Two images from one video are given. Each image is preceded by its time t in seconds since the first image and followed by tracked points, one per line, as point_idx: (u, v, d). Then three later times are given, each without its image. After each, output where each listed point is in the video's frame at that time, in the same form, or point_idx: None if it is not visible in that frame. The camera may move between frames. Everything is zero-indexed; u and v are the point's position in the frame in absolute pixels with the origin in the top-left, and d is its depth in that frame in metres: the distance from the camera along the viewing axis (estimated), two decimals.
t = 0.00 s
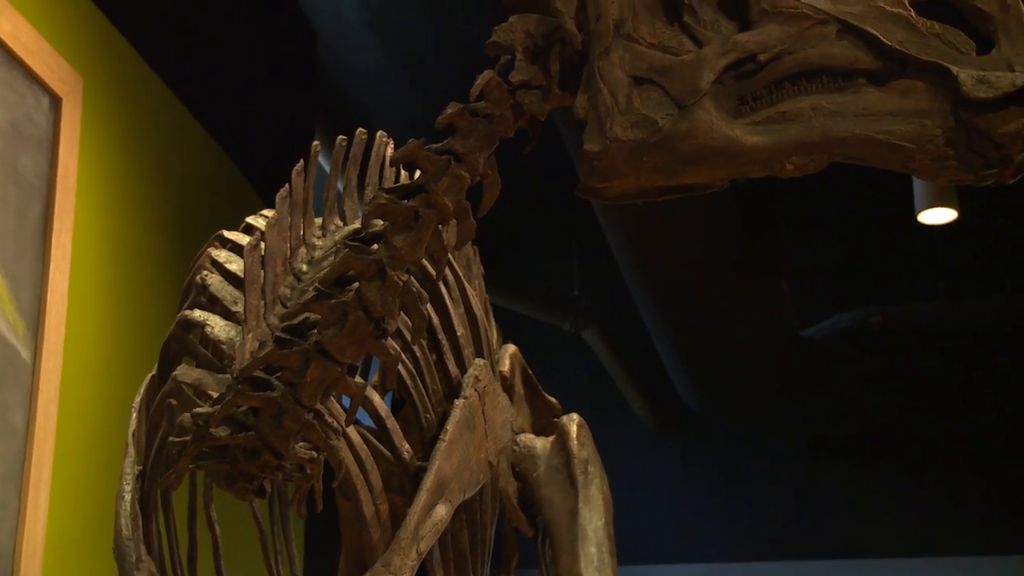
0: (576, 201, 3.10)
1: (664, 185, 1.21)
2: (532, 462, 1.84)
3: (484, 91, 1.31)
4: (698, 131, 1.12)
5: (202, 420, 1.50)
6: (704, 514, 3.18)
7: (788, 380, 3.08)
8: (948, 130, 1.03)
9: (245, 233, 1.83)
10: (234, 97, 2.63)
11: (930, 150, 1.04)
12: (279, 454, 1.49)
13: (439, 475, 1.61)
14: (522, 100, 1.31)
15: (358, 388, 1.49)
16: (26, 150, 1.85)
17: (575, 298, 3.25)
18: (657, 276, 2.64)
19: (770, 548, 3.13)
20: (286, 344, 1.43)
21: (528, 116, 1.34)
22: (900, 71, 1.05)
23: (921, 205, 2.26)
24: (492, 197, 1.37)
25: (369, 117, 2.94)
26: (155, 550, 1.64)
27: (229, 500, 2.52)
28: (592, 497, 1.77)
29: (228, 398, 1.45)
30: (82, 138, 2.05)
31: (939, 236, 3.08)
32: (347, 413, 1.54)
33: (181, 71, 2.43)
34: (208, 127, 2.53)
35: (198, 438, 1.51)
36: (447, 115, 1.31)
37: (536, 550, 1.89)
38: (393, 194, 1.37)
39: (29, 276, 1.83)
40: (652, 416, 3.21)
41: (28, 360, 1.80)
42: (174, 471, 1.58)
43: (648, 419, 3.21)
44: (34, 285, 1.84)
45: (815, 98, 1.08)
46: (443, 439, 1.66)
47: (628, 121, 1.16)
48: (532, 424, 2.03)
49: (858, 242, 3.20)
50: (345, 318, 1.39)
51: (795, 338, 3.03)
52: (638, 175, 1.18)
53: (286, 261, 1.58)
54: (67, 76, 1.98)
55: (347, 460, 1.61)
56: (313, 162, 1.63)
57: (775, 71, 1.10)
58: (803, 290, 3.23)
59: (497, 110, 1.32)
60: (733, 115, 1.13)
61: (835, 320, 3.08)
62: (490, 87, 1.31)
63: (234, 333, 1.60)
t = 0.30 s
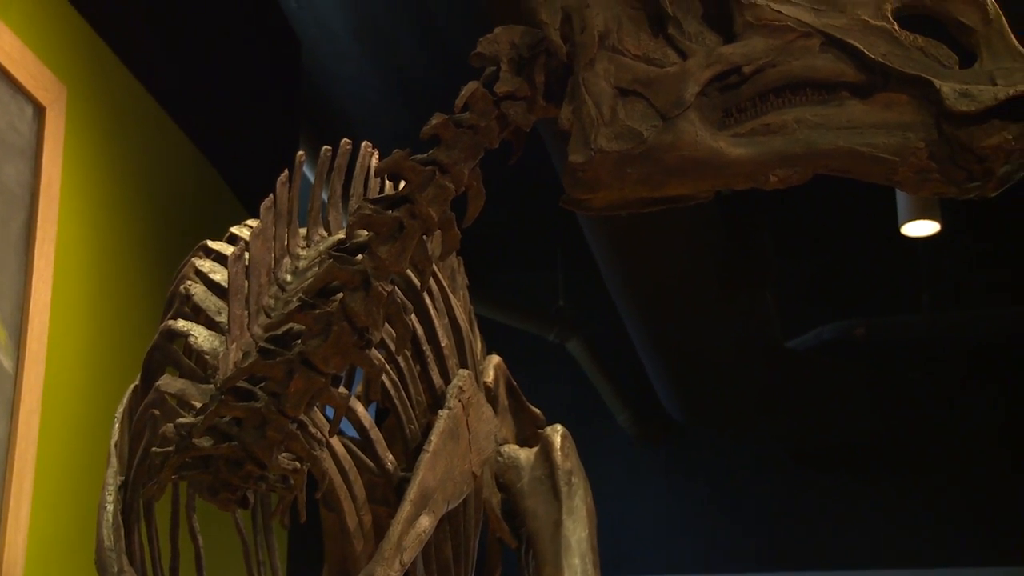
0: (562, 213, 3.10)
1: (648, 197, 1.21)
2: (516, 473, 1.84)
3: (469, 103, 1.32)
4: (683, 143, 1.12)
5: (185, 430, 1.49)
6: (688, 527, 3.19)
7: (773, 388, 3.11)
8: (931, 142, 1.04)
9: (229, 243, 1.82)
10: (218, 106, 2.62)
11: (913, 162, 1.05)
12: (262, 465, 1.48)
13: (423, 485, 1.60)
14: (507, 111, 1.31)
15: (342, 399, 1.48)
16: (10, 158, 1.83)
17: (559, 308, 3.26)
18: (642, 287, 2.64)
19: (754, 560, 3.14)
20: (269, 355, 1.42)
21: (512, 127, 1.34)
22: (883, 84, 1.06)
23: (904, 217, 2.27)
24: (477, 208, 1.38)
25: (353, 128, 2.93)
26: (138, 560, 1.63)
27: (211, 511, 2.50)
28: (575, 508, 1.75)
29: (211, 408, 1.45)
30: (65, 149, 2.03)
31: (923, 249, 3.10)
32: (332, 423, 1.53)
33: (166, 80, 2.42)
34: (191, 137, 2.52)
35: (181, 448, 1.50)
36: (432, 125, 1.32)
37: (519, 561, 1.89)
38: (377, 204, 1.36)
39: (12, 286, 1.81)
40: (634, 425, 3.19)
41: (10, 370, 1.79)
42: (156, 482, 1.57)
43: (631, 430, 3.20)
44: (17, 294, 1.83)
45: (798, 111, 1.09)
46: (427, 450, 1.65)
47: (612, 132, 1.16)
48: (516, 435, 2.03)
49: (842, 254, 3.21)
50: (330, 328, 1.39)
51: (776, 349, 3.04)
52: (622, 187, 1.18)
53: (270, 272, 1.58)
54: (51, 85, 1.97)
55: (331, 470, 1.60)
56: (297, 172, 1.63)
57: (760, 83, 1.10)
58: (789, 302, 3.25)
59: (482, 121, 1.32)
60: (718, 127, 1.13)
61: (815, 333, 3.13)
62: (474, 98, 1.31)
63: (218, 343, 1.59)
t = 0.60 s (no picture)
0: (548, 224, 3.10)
1: (633, 209, 1.21)
2: (501, 485, 1.83)
3: (454, 114, 1.31)
4: (668, 155, 1.13)
5: (169, 440, 1.48)
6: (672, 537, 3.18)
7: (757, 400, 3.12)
8: (914, 155, 1.05)
9: (214, 253, 1.82)
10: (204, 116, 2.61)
11: (897, 175, 1.06)
12: (246, 475, 1.47)
13: (407, 496, 1.60)
14: (493, 122, 1.31)
15: (327, 409, 1.47)
16: None
17: (544, 319, 3.26)
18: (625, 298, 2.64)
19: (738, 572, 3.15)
20: (255, 364, 1.42)
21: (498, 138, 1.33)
22: (867, 97, 1.07)
23: (888, 229, 2.28)
24: (462, 218, 1.38)
25: (338, 139, 2.93)
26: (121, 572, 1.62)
27: (195, 523, 2.48)
28: (561, 519, 1.74)
29: (195, 418, 1.44)
30: (49, 158, 2.02)
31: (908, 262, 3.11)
32: (316, 434, 1.52)
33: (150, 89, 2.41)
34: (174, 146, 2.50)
35: (165, 458, 1.49)
36: (417, 136, 1.31)
37: (504, 572, 1.88)
38: (363, 214, 1.35)
39: None
40: (620, 437, 3.23)
41: None
42: (140, 492, 1.55)
43: (616, 442, 3.23)
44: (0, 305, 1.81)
45: (783, 123, 1.10)
46: (413, 461, 1.64)
47: (598, 144, 1.15)
48: (501, 446, 2.02)
49: (827, 266, 3.22)
50: (314, 339, 1.38)
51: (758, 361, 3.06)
52: (608, 199, 1.18)
53: (255, 282, 1.57)
54: (36, 95, 1.95)
55: (316, 481, 1.60)
56: (283, 183, 1.62)
57: (744, 95, 1.11)
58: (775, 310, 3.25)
59: (467, 133, 1.32)
60: (703, 139, 1.14)
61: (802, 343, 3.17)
62: (460, 109, 1.31)
63: (203, 353, 1.58)
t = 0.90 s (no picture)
0: (533, 235, 3.10)
1: (619, 220, 1.21)
2: (486, 496, 1.83)
3: (441, 125, 1.31)
4: (654, 166, 1.13)
5: (153, 451, 1.47)
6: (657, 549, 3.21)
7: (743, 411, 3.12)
8: (898, 169, 1.06)
9: (199, 264, 1.80)
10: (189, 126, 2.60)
11: (882, 188, 1.07)
12: (231, 486, 1.46)
13: (392, 508, 1.59)
14: (479, 133, 1.31)
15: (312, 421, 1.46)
16: None
17: (530, 330, 3.27)
18: (612, 309, 2.65)
19: None
20: (240, 375, 1.41)
21: (485, 149, 1.33)
22: (852, 110, 1.07)
23: (873, 242, 2.29)
24: (448, 229, 1.37)
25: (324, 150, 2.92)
26: None
27: (180, 534, 2.46)
28: (545, 531, 1.73)
29: (180, 428, 1.43)
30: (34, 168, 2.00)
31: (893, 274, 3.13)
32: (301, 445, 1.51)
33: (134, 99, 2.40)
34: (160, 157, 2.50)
35: (149, 469, 1.48)
36: (403, 147, 1.31)
37: None
38: (349, 225, 1.35)
39: None
40: (606, 448, 3.24)
41: None
42: (123, 503, 1.54)
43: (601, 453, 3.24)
44: None
45: (768, 136, 1.10)
46: (397, 472, 1.64)
47: (584, 156, 1.16)
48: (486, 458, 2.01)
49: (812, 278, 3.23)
50: (299, 350, 1.37)
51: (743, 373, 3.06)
52: (593, 211, 1.18)
53: (240, 293, 1.57)
54: (22, 105, 1.94)
55: (301, 491, 1.59)
56: (269, 193, 1.61)
57: (730, 107, 1.11)
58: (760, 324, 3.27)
59: (453, 143, 1.32)
60: (688, 151, 1.14)
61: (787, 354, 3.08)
62: (446, 120, 1.30)
63: (187, 364, 1.57)
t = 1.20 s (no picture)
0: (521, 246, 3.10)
1: (606, 232, 1.21)
2: (472, 507, 1.82)
3: (428, 137, 1.31)
4: (641, 179, 1.13)
5: (138, 462, 1.45)
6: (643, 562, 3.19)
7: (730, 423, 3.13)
8: (884, 181, 1.06)
9: (185, 275, 1.79)
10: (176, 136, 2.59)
11: (867, 202, 1.07)
12: (216, 498, 1.45)
13: (377, 520, 1.59)
14: (466, 145, 1.31)
15: (298, 432, 1.45)
16: None
17: (517, 342, 3.27)
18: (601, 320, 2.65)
19: None
20: (225, 387, 1.40)
21: (471, 161, 1.34)
22: (838, 123, 1.07)
23: (858, 254, 2.30)
24: (435, 241, 1.37)
25: (310, 161, 2.92)
26: None
27: (164, 546, 2.44)
28: (531, 543, 1.73)
29: (164, 440, 1.41)
30: (19, 176, 2.00)
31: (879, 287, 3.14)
32: (287, 456, 1.50)
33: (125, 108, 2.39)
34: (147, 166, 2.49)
35: (134, 481, 1.46)
36: (390, 158, 1.31)
37: None
38: (335, 237, 1.35)
39: None
40: (591, 460, 3.21)
41: None
42: (107, 515, 1.52)
43: (588, 466, 3.21)
44: None
45: (755, 149, 1.11)
46: (383, 484, 1.63)
47: (571, 168, 1.16)
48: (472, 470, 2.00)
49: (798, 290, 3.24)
50: (285, 361, 1.37)
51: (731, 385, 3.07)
52: (580, 222, 1.18)
53: (226, 304, 1.56)
54: (6, 115, 1.92)
55: (285, 503, 1.58)
56: (255, 205, 1.61)
57: (716, 121, 1.12)
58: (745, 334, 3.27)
59: (440, 155, 1.32)
60: (675, 163, 1.14)
61: (773, 368, 3.18)
62: (433, 132, 1.31)
63: (173, 375, 1.56)
